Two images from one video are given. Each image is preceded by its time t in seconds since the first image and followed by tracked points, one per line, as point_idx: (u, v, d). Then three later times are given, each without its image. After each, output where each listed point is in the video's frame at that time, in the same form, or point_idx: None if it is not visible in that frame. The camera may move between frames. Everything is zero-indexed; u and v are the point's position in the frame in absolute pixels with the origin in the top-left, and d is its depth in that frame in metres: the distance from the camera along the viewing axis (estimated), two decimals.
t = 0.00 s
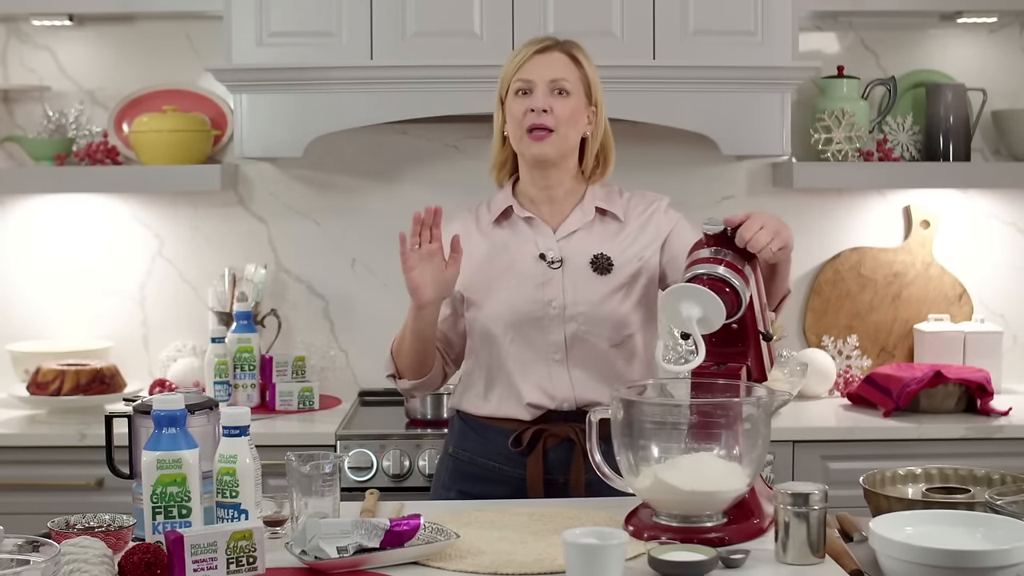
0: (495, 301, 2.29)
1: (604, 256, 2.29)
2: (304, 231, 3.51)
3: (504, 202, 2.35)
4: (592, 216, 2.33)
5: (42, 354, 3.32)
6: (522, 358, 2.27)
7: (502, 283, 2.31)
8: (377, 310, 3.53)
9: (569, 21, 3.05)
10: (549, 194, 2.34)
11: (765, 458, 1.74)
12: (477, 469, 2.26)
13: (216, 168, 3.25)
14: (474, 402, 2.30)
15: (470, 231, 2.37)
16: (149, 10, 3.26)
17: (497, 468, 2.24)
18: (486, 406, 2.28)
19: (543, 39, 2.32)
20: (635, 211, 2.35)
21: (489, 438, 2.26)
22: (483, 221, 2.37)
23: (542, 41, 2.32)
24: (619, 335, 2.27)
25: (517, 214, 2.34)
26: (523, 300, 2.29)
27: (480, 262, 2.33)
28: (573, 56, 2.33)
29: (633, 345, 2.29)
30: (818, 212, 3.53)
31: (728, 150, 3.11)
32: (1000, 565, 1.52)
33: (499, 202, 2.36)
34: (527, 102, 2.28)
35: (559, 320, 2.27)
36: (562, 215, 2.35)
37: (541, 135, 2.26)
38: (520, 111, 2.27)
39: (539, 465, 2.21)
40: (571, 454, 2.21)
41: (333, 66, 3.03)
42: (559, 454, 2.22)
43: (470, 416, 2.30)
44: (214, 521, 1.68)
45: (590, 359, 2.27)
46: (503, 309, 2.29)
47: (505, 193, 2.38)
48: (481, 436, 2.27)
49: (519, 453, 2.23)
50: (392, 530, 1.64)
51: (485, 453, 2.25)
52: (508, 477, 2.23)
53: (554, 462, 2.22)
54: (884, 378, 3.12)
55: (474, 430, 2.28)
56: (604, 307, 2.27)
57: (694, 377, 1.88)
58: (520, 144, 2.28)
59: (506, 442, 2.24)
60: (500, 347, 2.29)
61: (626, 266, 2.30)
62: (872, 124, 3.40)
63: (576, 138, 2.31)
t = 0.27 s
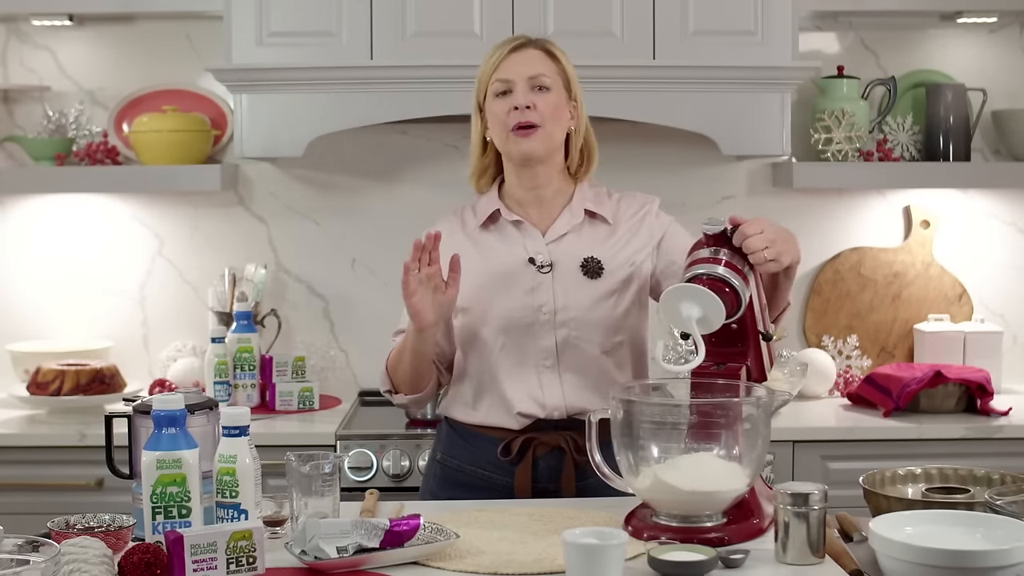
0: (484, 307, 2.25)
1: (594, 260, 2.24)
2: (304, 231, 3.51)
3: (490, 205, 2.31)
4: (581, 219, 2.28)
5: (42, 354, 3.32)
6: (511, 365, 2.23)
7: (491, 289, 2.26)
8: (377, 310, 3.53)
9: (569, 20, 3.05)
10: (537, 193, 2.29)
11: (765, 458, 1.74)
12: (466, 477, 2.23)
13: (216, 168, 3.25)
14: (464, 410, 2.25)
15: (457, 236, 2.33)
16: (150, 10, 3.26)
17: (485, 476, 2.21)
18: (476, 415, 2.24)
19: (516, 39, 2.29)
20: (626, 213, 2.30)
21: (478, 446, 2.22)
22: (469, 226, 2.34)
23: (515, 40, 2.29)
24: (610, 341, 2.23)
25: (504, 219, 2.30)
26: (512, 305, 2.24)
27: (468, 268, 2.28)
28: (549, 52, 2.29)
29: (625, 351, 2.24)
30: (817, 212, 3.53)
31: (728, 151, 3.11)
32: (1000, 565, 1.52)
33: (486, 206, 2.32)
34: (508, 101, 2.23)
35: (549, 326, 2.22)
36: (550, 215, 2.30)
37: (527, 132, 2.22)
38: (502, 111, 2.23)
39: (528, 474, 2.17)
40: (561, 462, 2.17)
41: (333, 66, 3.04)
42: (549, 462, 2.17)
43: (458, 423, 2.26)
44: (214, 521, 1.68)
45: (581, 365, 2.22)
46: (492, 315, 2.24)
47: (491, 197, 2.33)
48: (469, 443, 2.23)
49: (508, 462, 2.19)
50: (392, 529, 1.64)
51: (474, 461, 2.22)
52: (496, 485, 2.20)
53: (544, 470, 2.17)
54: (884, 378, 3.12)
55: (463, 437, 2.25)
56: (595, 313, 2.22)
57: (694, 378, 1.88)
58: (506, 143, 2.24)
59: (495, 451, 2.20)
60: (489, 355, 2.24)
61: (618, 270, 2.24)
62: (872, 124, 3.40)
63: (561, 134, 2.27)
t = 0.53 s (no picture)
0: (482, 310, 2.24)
1: (594, 263, 2.24)
2: (304, 231, 3.51)
3: (486, 209, 2.29)
4: (580, 220, 2.26)
5: (42, 354, 3.32)
6: (509, 369, 2.22)
7: (489, 291, 2.25)
8: (377, 310, 3.53)
9: (569, 20, 3.05)
10: (534, 199, 2.27)
11: (765, 458, 1.74)
12: (461, 483, 2.23)
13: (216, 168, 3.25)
14: (461, 414, 2.24)
15: (454, 238, 2.32)
16: (149, 10, 3.26)
17: (481, 482, 2.21)
18: (474, 418, 2.23)
19: (491, 50, 2.23)
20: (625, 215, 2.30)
21: (473, 452, 2.22)
22: (466, 227, 2.32)
23: (491, 50, 2.23)
24: (608, 345, 2.23)
25: (502, 220, 2.28)
26: (511, 308, 2.23)
27: (467, 270, 2.28)
28: (525, 57, 2.23)
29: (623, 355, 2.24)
30: (818, 212, 3.53)
31: (729, 150, 3.11)
32: (1000, 565, 1.52)
33: (481, 209, 2.30)
34: (495, 121, 2.22)
35: (549, 329, 2.22)
36: (548, 219, 2.28)
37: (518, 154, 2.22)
38: (491, 131, 2.22)
39: (526, 479, 2.18)
40: (558, 468, 2.18)
41: (333, 66, 3.04)
42: (546, 468, 2.18)
43: (453, 428, 2.26)
44: (214, 521, 1.68)
45: (580, 369, 2.22)
46: (491, 318, 2.23)
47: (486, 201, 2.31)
48: (464, 449, 2.23)
49: (505, 468, 2.19)
50: (392, 530, 1.64)
51: (469, 467, 2.22)
52: (492, 491, 2.21)
53: (541, 476, 2.18)
54: (884, 378, 3.12)
55: (458, 442, 2.24)
56: (595, 315, 2.22)
57: (694, 378, 1.88)
58: (499, 163, 2.23)
59: (492, 457, 2.20)
60: (487, 358, 2.24)
61: (617, 274, 2.25)
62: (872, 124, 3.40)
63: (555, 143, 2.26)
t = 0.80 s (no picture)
0: (483, 314, 2.24)
1: (596, 266, 2.24)
2: (304, 231, 3.51)
3: (486, 211, 2.29)
4: (581, 223, 2.26)
5: (42, 354, 3.32)
6: (511, 373, 2.22)
7: (491, 295, 2.25)
8: (377, 309, 3.53)
9: (570, 20, 3.05)
10: (534, 202, 2.27)
11: (765, 458, 1.74)
12: (462, 485, 2.24)
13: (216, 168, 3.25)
14: (463, 418, 2.24)
15: (454, 241, 2.31)
16: (149, 10, 3.26)
17: (482, 485, 2.22)
18: (476, 423, 2.23)
19: (492, 51, 2.22)
20: (625, 217, 2.30)
21: (474, 455, 2.23)
22: (466, 230, 2.31)
23: (492, 51, 2.23)
24: (610, 349, 2.23)
25: (502, 224, 2.28)
26: (513, 311, 2.23)
27: (468, 274, 2.28)
28: (527, 58, 2.22)
29: (625, 359, 2.25)
30: (818, 212, 3.53)
31: (729, 150, 3.11)
32: (1000, 565, 1.52)
33: (482, 212, 2.29)
34: (495, 122, 2.20)
35: (551, 333, 2.22)
36: (548, 221, 2.28)
37: (519, 154, 2.20)
38: (492, 134, 2.20)
39: (527, 482, 2.18)
40: (560, 471, 2.18)
41: (333, 66, 3.04)
42: (548, 471, 2.18)
43: (453, 431, 2.26)
44: (214, 522, 1.68)
45: (582, 373, 2.22)
46: (493, 322, 2.23)
47: (485, 204, 2.30)
48: (465, 452, 2.24)
49: (507, 471, 2.20)
50: (392, 530, 1.64)
51: (470, 470, 2.23)
52: (493, 493, 2.22)
53: (542, 479, 2.18)
54: (884, 378, 3.12)
55: (458, 445, 2.25)
56: (597, 320, 2.22)
57: (695, 378, 1.88)
58: (499, 164, 2.22)
59: (493, 460, 2.21)
60: (489, 362, 2.23)
61: (618, 277, 2.25)
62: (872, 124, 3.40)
63: (554, 143, 2.24)
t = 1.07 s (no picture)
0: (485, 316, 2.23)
1: (596, 265, 2.24)
2: (304, 231, 3.51)
3: (487, 213, 2.28)
4: (581, 222, 2.26)
5: (42, 354, 3.32)
6: (513, 374, 2.22)
7: (493, 297, 2.24)
8: (376, 309, 3.53)
9: (570, 21, 3.05)
10: (534, 202, 2.27)
11: (765, 458, 1.74)
12: (464, 486, 2.25)
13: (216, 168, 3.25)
14: (466, 421, 2.24)
15: (454, 243, 2.30)
16: (149, 10, 3.26)
17: (485, 485, 2.22)
18: (479, 425, 2.23)
19: (493, 51, 2.22)
20: (625, 216, 2.30)
21: (476, 455, 2.23)
22: (465, 232, 2.31)
23: (493, 51, 2.22)
24: (612, 349, 2.23)
25: (503, 225, 2.28)
26: (515, 312, 2.23)
27: (468, 275, 2.27)
28: (528, 58, 2.23)
29: (627, 359, 2.25)
30: (817, 212, 3.53)
31: (729, 150, 3.11)
32: (1000, 565, 1.52)
33: (482, 214, 2.29)
34: (496, 123, 2.20)
35: (553, 334, 2.22)
36: (548, 222, 2.28)
37: (520, 154, 2.19)
38: (492, 134, 2.20)
39: (530, 484, 2.18)
40: (563, 472, 2.18)
41: (333, 66, 3.04)
42: (551, 472, 2.18)
43: (455, 433, 2.26)
44: (214, 521, 1.68)
45: (584, 373, 2.22)
46: (495, 323, 2.23)
47: (485, 205, 2.30)
48: (466, 452, 2.24)
49: (509, 472, 2.20)
50: (392, 530, 1.64)
51: (472, 470, 2.24)
52: (496, 494, 2.22)
53: (545, 480, 2.18)
54: (884, 378, 3.12)
55: (460, 445, 2.25)
56: (599, 319, 2.22)
57: (694, 378, 1.88)
58: (500, 165, 2.22)
59: (495, 461, 2.21)
60: (491, 364, 2.23)
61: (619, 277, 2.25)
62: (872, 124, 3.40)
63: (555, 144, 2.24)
